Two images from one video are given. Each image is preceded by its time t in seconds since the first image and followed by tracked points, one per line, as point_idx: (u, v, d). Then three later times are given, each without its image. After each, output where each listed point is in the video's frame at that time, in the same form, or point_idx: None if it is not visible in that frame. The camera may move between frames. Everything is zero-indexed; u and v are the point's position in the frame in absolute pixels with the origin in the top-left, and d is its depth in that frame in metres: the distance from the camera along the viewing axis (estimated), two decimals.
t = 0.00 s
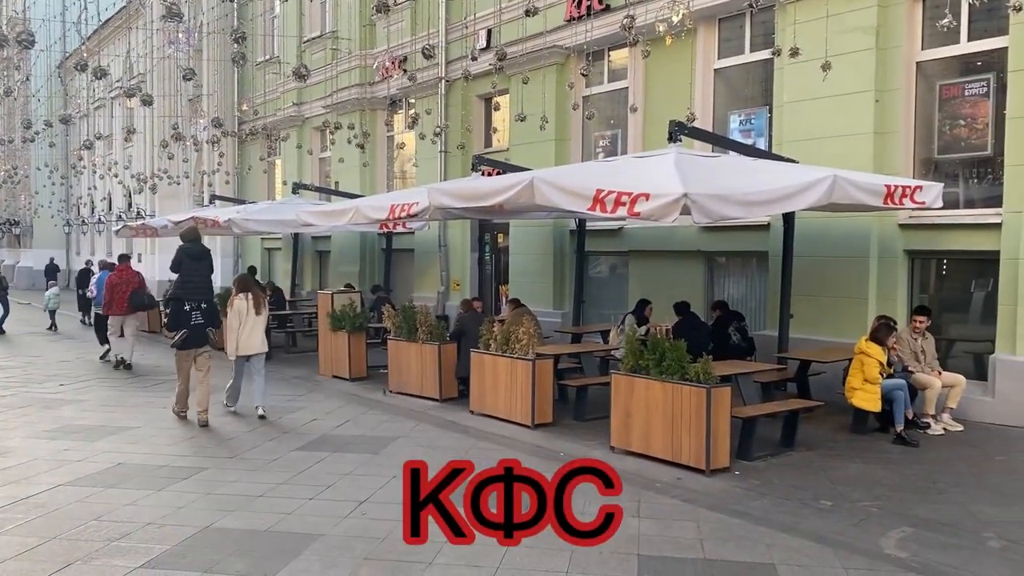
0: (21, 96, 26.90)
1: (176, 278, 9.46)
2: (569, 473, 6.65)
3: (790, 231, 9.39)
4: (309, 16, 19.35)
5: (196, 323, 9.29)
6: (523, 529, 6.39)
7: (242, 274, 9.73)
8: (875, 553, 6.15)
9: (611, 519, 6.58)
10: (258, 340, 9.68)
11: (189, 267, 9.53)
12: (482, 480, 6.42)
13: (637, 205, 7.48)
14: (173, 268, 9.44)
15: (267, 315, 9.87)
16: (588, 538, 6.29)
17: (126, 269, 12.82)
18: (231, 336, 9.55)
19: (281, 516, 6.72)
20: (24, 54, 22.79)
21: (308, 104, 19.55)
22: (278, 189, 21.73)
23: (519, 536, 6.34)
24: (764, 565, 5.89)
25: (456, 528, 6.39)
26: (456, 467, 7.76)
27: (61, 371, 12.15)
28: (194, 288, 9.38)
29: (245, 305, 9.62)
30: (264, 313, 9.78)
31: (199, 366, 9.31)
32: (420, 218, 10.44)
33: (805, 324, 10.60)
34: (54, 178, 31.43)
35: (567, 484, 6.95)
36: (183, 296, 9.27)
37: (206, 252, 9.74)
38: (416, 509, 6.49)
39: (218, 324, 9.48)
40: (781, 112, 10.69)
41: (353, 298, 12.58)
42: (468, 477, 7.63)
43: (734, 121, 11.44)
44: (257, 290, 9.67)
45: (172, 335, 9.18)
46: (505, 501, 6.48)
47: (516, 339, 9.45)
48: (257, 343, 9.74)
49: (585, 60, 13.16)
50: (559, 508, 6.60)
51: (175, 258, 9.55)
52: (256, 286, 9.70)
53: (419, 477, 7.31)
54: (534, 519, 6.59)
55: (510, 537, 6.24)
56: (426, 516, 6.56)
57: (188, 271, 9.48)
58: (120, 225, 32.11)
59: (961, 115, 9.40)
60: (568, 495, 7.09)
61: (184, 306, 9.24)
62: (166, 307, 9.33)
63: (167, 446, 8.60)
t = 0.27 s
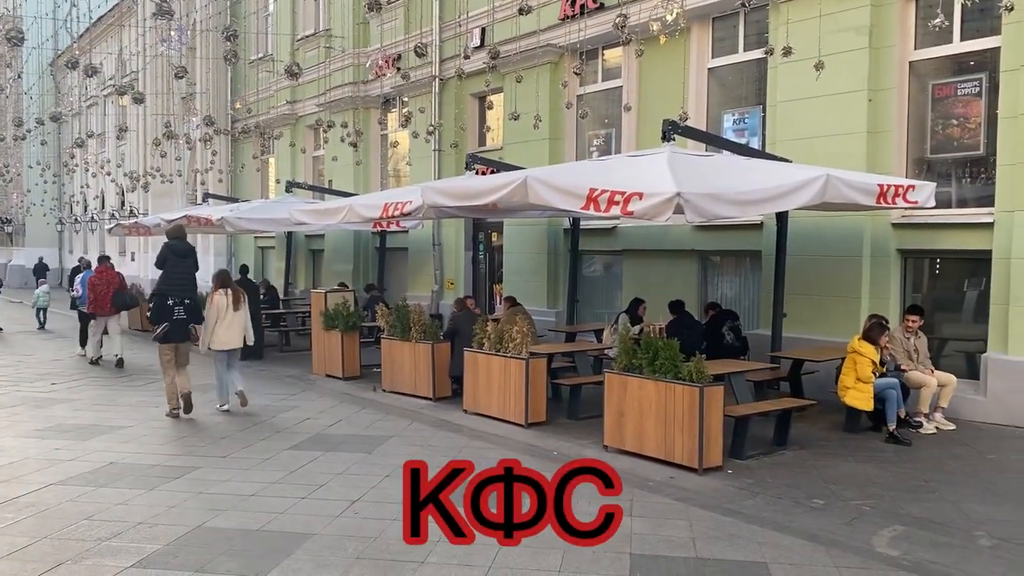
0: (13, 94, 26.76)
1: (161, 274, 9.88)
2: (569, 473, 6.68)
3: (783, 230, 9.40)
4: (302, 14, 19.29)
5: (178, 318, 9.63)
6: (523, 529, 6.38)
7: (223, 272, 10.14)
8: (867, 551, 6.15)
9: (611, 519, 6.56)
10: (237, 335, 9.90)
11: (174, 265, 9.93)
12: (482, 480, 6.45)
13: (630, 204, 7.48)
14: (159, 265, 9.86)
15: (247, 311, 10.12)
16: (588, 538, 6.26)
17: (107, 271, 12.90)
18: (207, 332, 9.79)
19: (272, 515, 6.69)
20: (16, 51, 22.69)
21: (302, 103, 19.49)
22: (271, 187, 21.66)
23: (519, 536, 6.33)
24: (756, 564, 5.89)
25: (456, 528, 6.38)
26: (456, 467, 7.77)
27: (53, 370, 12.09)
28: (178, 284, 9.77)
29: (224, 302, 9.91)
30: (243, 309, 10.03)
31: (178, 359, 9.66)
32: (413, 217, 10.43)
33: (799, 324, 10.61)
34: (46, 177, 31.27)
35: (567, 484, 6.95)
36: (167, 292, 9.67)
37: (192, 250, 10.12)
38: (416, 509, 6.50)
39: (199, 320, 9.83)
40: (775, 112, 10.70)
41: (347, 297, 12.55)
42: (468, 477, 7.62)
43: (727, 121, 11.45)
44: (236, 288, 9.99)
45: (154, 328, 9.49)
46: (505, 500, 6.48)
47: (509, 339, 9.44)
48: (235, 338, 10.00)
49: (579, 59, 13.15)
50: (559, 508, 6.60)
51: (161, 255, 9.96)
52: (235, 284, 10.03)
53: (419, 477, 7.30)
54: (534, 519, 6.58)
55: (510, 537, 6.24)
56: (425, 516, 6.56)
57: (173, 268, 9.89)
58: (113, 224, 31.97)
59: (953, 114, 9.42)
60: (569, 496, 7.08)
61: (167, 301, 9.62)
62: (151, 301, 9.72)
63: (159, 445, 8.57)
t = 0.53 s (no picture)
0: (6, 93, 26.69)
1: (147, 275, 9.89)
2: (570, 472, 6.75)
3: (776, 230, 9.40)
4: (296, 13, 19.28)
5: (164, 317, 9.66)
6: (523, 529, 6.39)
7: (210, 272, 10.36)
8: (858, 551, 6.16)
9: (611, 519, 6.57)
10: (221, 334, 10.08)
11: (160, 265, 9.94)
12: (482, 481, 6.56)
13: (623, 203, 7.48)
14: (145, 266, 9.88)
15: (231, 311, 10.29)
16: (589, 538, 6.27)
17: (91, 267, 12.93)
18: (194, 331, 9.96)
19: (264, 515, 6.69)
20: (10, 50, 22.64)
21: (296, 102, 19.48)
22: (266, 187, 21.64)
23: (519, 536, 6.34)
24: (747, 563, 5.90)
25: (456, 528, 6.38)
26: (456, 467, 7.76)
27: (45, 370, 12.07)
28: (163, 284, 9.78)
29: (208, 301, 10.06)
30: (227, 308, 10.20)
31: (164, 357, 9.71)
32: (407, 217, 10.43)
33: (792, 324, 10.63)
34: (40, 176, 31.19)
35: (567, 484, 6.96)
36: (152, 292, 9.69)
37: (178, 250, 10.13)
38: (416, 509, 6.51)
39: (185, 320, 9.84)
40: (768, 112, 10.71)
41: (341, 296, 12.54)
42: (468, 476, 7.62)
43: (721, 120, 11.46)
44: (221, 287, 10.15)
45: (140, 328, 9.54)
46: (505, 500, 6.50)
47: (503, 339, 9.45)
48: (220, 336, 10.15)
49: (573, 59, 13.17)
50: (559, 508, 6.61)
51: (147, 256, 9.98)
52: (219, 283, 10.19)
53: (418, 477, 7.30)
54: (534, 519, 6.59)
55: (510, 537, 6.25)
56: (426, 516, 6.57)
57: (159, 268, 9.89)
58: (106, 224, 31.89)
59: (946, 115, 9.44)
60: (569, 496, 7.08)
61: (153, 301, 9.64)
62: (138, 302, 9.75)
63: (151, 445, 8.56)
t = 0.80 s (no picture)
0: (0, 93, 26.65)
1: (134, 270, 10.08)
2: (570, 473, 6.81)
3: (769, 230, 9.41)
4: (291, 12, 19.26)
5: (151, 313, 9.89)
6: (523, 529, 6.42)
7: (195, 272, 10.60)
8: (848, 551, 6.17)
9: (611, 519, 6.59)
10: (205, 332, 10.36)
11: (148, 261, 10.12)
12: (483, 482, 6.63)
13: (615, 204, 7.49)
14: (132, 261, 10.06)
15: (215, 311, 10.60)
16: (589, 538, 6.30)
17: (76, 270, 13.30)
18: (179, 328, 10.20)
19: (255, 516, 6.69)
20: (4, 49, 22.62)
21: (291, 102, 19.46)
22: (261, 186, 21.63)
23: (519, 536, 6.37)
24: (737, 564, 5.91)
25: (456, 528, 6.41)
26: (456, 467, 7.78)
27: (38, 370, 12.08)
28: (151, 281, 10.01)
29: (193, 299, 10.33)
30: (211, 308, 10.49)
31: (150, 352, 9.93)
32: (401, 217, 10.43)
33: (786, 324, 10.64)
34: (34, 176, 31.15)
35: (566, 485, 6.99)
36: (140, 287, 9.91)
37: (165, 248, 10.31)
38: (416, 509, 6.54)
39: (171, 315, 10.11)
40: (762, 112, 10.72)
41: (334, 296, 12.52)
42: (468, 476, 7.64)
43: (715, 121, 11.46)
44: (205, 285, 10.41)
45: (127, 323, 9.76)
46: (505, 500, 6.51)
47: (495, 339, 9.45)
48: (204, 334, 10.40)
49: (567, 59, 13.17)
50: (560, 508, 6.64)
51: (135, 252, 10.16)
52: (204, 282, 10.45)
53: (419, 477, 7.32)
54: (534, 519, 6.62)
55: (511, 537, 6.28)
56: (426, 516, 6.59)
57: (147, 264, 10.07)
58: (101, 223, 31.83)
59: (938, 115, 9.44)
60: (569, 496, 7.11)
61: (141, 296, 9.87)
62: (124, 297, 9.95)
63: (142, 445, 8.56)
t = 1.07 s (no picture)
0: None
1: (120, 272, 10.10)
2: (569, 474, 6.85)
3: (761, 230, 9.41)
4: (284, 12, 19.26)
5: (136, 315, 9.97)
6: (523, 529, 6.44)
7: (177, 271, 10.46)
8: (837, 552, 6.17)
9: (611, 520, 6.61)
10: (190, 331, 10.41)
11: (133, 263, 10.14)
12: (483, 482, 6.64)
13: (606, 204, 7.47)
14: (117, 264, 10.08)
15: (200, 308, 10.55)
16: (588, 538, 6.32)
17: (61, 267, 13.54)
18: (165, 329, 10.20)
19: (244, 517, 6.69)
20: None
21: (284, 102, 19.45)
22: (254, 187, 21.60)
23: (519, 535, 6.38)
24: (726, 564, 5.91)
25: (456, 528, 6.42)
26: (456, 467, 7.79)
27: (29, 370, 12.06)
28: (136, 283, 10.05)
29: (178, 300, 10.25)
30: (196, 306, 10.44)
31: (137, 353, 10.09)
32: (393, 217, 10.42)
33: (778, 324, 10.64)
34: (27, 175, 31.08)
35: (566, 485, 7.02)
36: (126, 289, 9.95)
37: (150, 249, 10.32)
38: (416, 509, 6.56)
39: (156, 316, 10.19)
40: (755, 113, 10.72)
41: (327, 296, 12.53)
42: (468, 476, 7.66)
43: (707, 121, 11.47)
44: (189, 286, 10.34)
45: (113, 325, 9.85)
46: (505, 500, 6.54)
47: (487, 339, 9.45)
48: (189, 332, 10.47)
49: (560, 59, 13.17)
50: (560, 509, 6.66)
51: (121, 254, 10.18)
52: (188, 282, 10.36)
53: (418, 476, 7.33)
54: (534, 519, 6.64)
55: (511, 537, 6.29)
56: (426, 516, 6.61)
57: (132, 267, 10.08)
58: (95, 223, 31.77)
59: (930, 116, 9.44)
60: (569, 496, 7.12)
61: (126, 299, 9.93)
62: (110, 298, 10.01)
63: (133, 446, 8.55)
